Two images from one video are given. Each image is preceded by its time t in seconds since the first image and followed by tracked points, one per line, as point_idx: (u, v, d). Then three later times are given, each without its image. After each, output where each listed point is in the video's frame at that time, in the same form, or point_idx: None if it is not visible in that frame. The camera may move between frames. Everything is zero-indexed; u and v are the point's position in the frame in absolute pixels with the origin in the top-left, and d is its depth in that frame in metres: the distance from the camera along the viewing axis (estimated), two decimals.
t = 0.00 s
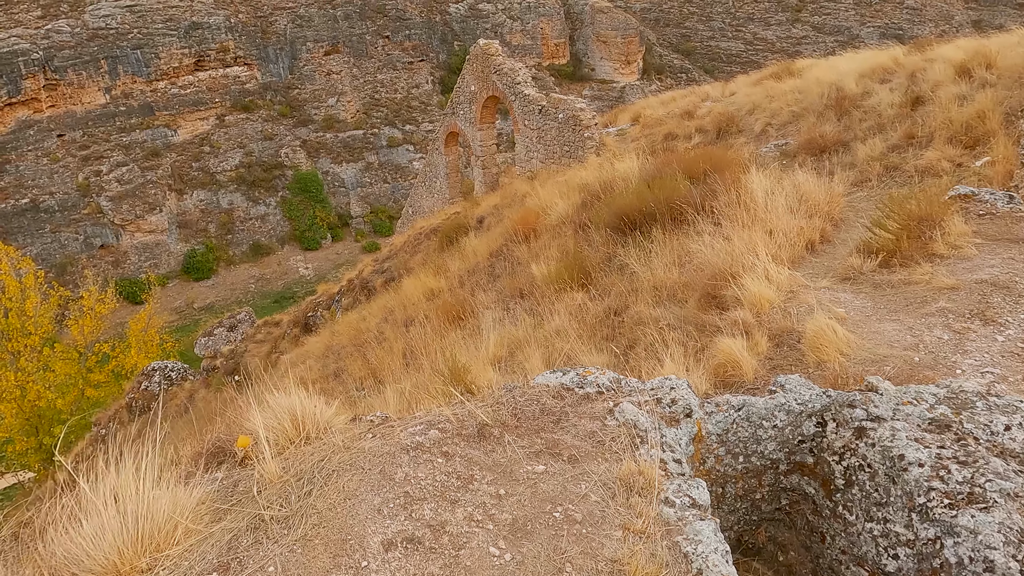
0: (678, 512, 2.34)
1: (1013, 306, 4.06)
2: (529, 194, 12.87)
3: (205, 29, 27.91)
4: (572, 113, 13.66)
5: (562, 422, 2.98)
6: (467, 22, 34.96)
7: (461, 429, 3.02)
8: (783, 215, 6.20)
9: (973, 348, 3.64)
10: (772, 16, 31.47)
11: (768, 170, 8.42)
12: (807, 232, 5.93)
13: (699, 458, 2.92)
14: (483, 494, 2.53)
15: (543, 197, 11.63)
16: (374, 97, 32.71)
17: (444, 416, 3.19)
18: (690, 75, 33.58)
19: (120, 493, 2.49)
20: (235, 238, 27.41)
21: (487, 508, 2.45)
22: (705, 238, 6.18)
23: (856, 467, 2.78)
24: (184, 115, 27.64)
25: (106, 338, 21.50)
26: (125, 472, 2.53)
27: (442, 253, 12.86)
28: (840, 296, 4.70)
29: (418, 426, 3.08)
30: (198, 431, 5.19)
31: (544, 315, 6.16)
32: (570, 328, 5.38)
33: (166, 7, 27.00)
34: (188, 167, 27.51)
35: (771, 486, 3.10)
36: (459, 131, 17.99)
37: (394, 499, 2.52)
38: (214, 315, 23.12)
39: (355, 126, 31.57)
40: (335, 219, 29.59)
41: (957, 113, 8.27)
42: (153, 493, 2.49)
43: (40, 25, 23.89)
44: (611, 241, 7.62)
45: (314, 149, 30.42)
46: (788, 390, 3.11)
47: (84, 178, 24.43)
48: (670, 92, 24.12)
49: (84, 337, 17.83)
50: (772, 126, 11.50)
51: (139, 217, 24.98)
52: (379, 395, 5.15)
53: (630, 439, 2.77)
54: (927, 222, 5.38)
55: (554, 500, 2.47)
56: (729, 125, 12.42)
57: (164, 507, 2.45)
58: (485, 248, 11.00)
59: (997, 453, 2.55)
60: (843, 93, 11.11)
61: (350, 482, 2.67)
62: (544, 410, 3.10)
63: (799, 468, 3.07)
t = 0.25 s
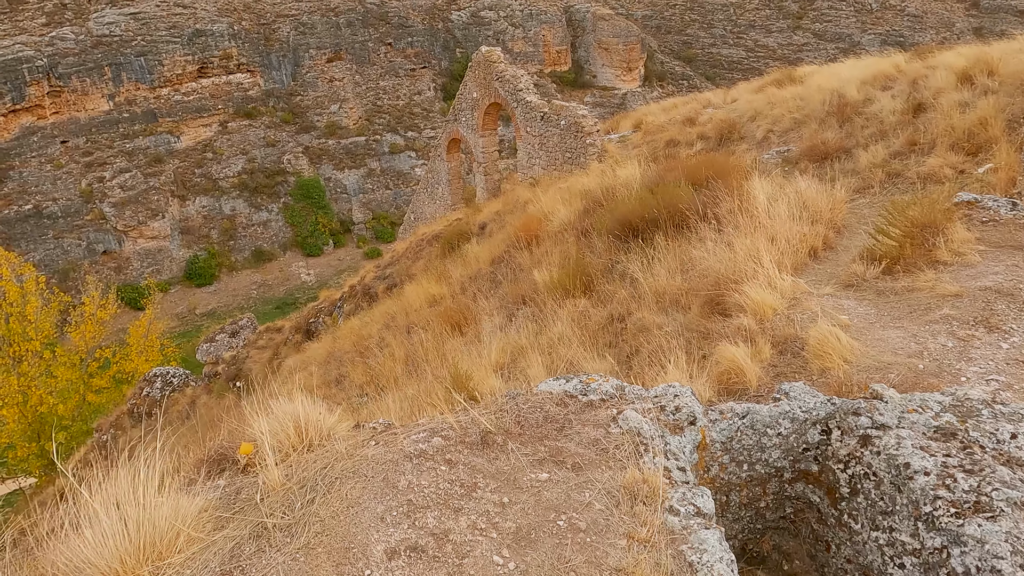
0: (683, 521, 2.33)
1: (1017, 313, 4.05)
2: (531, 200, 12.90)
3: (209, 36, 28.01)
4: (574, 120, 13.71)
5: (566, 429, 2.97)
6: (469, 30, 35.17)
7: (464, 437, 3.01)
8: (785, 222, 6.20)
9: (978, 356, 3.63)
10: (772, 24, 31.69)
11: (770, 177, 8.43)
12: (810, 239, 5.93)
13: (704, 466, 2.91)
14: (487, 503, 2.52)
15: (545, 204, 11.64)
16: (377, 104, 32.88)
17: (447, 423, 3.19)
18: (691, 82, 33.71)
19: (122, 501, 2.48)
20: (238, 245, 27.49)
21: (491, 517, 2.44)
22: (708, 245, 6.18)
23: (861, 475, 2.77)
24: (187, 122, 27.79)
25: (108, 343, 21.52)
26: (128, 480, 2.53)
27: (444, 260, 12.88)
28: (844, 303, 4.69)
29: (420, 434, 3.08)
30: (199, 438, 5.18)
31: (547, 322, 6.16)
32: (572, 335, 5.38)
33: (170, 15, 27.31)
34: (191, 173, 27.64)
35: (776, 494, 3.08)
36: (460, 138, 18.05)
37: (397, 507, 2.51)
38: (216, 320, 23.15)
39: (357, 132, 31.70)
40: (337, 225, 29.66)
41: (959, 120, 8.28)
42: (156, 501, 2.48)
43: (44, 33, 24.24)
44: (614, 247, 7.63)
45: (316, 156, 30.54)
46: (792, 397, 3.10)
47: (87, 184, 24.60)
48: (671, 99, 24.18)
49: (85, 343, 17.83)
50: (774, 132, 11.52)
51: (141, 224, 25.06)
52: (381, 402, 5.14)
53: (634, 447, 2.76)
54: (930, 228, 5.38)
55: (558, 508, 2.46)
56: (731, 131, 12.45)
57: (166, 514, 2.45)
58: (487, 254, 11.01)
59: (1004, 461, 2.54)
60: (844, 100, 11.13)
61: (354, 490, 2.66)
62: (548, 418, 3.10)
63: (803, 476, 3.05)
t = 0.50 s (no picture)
0: (687, 529, 2.32)
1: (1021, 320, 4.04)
2: (533, 207, 12.91)
3: (212, 43, 28.19)
4: (576, 126, 13.74)
5: (568, 437, 2.96)
6: (471, 37, 35.34)
7: (466, 444, 3.01)
8: (788, 228, 6.19)
9: (982, 363, 3.60)
10: (774, 31, 31.84)
11: (773, 184, 8.43)
12: (812, 246, 5.91)
13: (707, 473, 2.90)
14: (490, 510, 2.52)
15: (547, 210, 11.64)
16: (379, 111, 33.02)
17: (449, 430, 3.18)
18: (693, 89, 33.84)
19: (124, 507, 2.48)
20: (240, 251, 27.57)
21: (493, 524, 2.43)
22: (709, 251, 6.18)
23: (866, 484, 2.75)
24: (190, 128, 27.94)
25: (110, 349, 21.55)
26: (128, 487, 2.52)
27: (446, 266, 12.89)
28: (847, 310, 4.67)
29: (422, 441, 3.07)
30: (200, 444, 5.17)
31: (549, 328, 6.15)
32: (574, 341, 5.37)
33: (173, 23, 27.61)
34: (194, 179, 27.75)
35: (779, 502, 3.07)
36: (463, 145, 18.12)
37: (399, 514, 2.50)
38: (218, 326, 23.17)
39: (360, 139, 31.82)
40: (339, 231, 29.75)
41: (961, 127, 8.29)
42: (157, 508, 2.47)
43: (49, 40, 24.47)
44: (616, 254, 7.63)
45: (318, 162, 30.66)
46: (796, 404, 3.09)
47: (90, 190, 24.68)
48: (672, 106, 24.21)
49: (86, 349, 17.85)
50: (776, 139, 11.54)
51: (144, 230, 25.14)
52: (383, 408, 5.12)
53: (637, 454, 2.75)
54: (934, 235, 5.37)
55: (561, 516, 2.45)
56: (732, 138, 12.47)
57: (167, 522, 2.43)
58: (489, 260, 11.02)
59: (1010, 469, 2.51)
60: (846, 106, 11.15)
61: (355, 497, 2.65)
62: (551, 425, 3.08)
63: (808, 484, 3.04)
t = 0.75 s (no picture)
0: (687, 535, 2.32)
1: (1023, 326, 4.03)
2: (534, 212, 12.94)
3: (215, 50, 28.24)
4: (577, 132, 13.79)
5: (569, 442, 2.96)
6: (473, 43, 35.54)
7: (467, 449, 3.01)
8: (789, 234, 6.19)
9: (983, 369, 3.60)
10: (775, 38, 32.00)
11: (773, 190, 8.44)
12: (813, 252, 5.91)
13: (708, 479, 2.90)
14: (491, 516, 2.51)
15: (549, 215, 11.66)
16: (381, 117, 33.15)
17: (450, 436, 3.18)
18: (694, 96, 33.98)
19: (123, 513, 2.47)
20: (242, 256, 27.64)
21: (494, 530, 2.43)
22: (711, 257, 6.18)
23: (867, 490, 2.74)
24: (192, 134, 28.06)
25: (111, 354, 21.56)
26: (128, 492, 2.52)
27: (447, 271, 12.91)
28: (848, 316, 4.67)
29: (423, 446, 3.07)
30: (200, 449, 5.17)
31: (550, 333, 6.15)
32: (575, 347, 5.37)
33: (176, 29, 27.72)
34: (196, 185, 27.84)
35: (781, 508, 3.06)
36: (464, 151, 18.18)
37: (399, 520, 2.50)
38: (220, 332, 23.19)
39: (362, 145, 31.95)
40: (340, 237, 29.82)
41: (962, 133, 8.31)
42: (157, 513, 2.47)
43: (52, 47, 24.54)
44: (617, 259, 7.64)
45: (320, 168, 30.76)
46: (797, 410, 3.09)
47: (93, 196, 24.76)
48: (674, 112, 24.30)
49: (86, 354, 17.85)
50: (777, 145, 11.57)
51: (146, 235, 25.21)
52: (383, 414, 5.12)
53: (638, 460, 2.75)
54: (935, 241, 5.38)
55: (562, 521, 2.45)
56: (733, 144, 12.50)
57: (168, 527, 2.43)
58: (491, 266, 11.03)
59: (1012, 475, 2.51)
60: (847, 113, 11.19)
61: (356, 502, 2.65)
62: (552, 431, 3.08)
63: (809, 490, 3.03)
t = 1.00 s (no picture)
0: (688, 543, 2.31)
1: None
2: (536, 219, 12.96)
3: (218, 56, 28.41)
4: (579, 139, 13.83)
5: (570, 450, 2.95)
6: (475, 50, 35.72)
7: (467, 457, 3.00)
8: (790, 241, 6.20)
9: (985, 376, 3.59)
10: (776, 44, 32.18)
11: (775, 196, 8.45)
12: (814, 259, 5.92)
13: (709, 487, 2.89)
14: (491, 523, 2.51)
15: (550, 222, 11.68)
16: (383, 123, 33.30)
17: (451, 444, 3.17)
18: (695, 102, 34.09)
19: (123, 521, 2.47)
20: (243, 262, 27.72)
21: (494, 538, 2.42)
22: (712, 264, 6.19)
23: (869, 498, 2.73)
24: (195, 140, 28.19)
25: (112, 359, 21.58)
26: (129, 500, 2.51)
27: (449, 277, 12.91)
28: (849, 323, 4.66)
29: (423, 454, 3.06)
30: (200, 456, 5.16)
31: (552, 340, 6.15)
32: (576, 353, 5.37)
33: (180, 36, 27.96)
34: (198, 191, 27.94)
35: (783, 516, 3.04)
36: (466, 157, 18.25)
37: (399, 528, 2.49)
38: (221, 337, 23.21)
39: (364, 151, 32.07)
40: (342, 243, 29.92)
41: (963, 140, 8.32)
42: (157, 521, 2.47)
43: (56, 53, 24.95)
44: (618, 266, 7.64)
45: (322, 174, 30.87)
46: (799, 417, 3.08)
47: (96, 202, 24.83)
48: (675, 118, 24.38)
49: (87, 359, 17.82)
50: (778, 152, 11.60)
51: (148, 241, 25.28)
52: (385, 420, 5.11)
53: (639, 467, 2.75)
54: (936, 248, 5.38)
55: (563, 529, 2.44)
56: (735, 151, 12.53)
57: (167, 535, 2.42)
58: (492, 272, 11.04)
59: (1014, 483, 2.50)
60: (848, 120, 11.21)
61: (356, 510, 2.65)
62: (553, 439, 3.07)
63: (812, 498, 3.01)
